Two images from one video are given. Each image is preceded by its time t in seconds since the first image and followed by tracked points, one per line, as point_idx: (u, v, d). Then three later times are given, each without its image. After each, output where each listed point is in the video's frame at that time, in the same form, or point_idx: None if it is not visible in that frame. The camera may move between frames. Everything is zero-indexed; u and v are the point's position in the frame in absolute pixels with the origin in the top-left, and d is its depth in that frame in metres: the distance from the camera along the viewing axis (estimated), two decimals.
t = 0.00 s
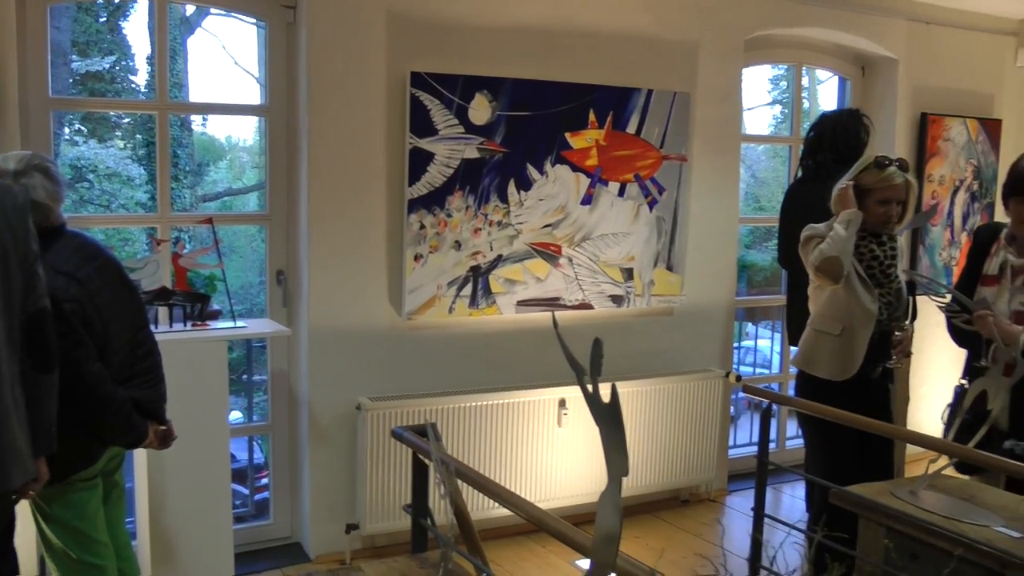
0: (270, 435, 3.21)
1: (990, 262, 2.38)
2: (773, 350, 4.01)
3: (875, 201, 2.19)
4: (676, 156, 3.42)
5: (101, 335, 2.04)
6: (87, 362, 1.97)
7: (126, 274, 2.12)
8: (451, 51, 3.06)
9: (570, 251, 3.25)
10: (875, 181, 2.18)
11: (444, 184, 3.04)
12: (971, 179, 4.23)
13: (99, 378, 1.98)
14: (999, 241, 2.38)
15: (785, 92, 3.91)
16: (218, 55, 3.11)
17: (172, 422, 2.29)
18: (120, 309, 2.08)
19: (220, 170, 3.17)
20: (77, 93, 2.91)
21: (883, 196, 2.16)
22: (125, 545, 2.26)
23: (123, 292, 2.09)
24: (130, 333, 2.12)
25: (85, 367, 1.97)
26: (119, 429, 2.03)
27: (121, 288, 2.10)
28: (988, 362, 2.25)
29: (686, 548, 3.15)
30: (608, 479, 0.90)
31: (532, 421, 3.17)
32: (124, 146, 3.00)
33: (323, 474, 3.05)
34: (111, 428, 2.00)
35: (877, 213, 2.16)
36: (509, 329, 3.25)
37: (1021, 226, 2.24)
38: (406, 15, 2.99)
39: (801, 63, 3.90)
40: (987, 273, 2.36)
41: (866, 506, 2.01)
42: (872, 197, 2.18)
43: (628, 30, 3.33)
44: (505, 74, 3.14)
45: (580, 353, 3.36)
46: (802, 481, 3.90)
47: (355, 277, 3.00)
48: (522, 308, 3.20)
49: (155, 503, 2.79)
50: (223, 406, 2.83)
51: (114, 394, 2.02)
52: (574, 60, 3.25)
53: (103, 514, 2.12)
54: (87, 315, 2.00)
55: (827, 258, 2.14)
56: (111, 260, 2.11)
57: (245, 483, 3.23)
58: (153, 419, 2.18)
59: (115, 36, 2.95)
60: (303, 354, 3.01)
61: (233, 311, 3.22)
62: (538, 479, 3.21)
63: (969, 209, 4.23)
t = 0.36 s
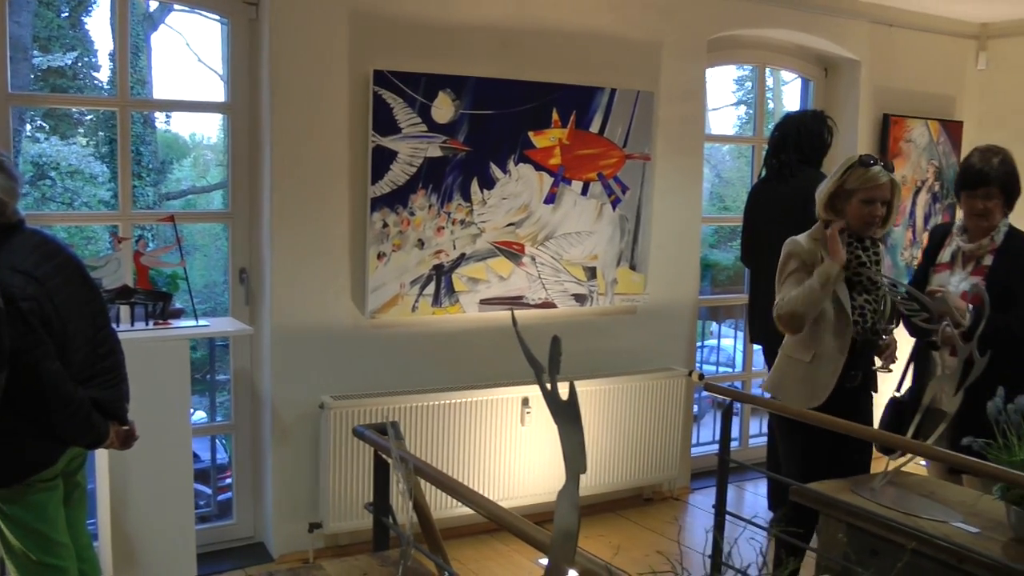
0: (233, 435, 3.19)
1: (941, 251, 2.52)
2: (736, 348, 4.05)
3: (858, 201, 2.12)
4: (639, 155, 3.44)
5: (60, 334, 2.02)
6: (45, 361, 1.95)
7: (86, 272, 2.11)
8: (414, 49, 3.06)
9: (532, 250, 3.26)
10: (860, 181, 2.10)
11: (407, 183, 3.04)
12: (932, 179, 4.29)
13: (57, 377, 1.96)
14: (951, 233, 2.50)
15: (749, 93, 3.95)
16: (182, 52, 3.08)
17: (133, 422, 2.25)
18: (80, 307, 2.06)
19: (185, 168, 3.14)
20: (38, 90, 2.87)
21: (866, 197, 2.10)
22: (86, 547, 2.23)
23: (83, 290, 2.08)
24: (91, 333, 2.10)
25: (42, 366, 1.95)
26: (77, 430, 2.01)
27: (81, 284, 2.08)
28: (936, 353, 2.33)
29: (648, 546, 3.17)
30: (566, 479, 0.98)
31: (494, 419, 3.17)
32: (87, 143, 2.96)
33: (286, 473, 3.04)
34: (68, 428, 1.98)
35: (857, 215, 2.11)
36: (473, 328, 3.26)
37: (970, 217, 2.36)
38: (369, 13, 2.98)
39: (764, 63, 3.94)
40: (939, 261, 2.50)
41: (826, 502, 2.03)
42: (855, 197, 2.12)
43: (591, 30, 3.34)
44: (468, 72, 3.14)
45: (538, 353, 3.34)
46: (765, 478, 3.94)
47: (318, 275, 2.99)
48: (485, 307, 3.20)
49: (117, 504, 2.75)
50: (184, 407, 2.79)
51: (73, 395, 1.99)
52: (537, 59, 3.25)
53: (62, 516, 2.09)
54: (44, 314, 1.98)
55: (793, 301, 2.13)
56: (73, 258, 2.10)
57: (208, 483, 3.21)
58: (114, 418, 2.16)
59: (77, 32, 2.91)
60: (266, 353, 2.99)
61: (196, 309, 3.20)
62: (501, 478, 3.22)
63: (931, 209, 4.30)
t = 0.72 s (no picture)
0: (200, 435, 3.17)
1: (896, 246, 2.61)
2: (704, 345, 4.08)
3: (845, 201, 2.09)
4: (606, 153, 3.45)
5: (25, 335, 2.02)
6: (9, 361, 1.94)
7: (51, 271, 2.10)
8: (381, 48, 3.05)
9: (500, 248, 3.27)
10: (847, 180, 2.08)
11: (374, 181, 3.04)
12: (897, 177, 4.35)
13: (21, 377, 1.95)
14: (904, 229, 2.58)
15: (717, 91, 3.97)
16: (149, 50, 3.06)
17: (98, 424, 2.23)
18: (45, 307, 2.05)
19: (152, 166, 3.13)
20: (3, 87, 2.83)
21: (853, 197, 2.07)
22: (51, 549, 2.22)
23: (48, 289, 2.07)
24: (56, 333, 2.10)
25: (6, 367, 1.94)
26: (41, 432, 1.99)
27: (46, 285, 2.07)
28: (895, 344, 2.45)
29: (615, 543, 3.19)
30: (528, 479, 0.97)
31: (462, 418, 3.18)
32: (54, 141, 2.93)
33: (254, 473, 3.03)
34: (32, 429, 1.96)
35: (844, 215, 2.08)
36: (441, 326, 3.26)
37: (922, 215, 2.43)
38: (335, 11, 2.97)
39: (732, 62, 3.97)
40: (892, 256, 2.59)
41: (791, 497, 1.99)
42: (842, 197, 2.09)
43: (559, 29, 3.36)
44: (435, 71, 3.15)
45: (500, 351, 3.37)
46: (732, 474, 3.98)
47: (284, 274, 2.99)
48: (452, 306, 3.21)
49: (83, 505, 2.72)
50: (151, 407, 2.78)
51: (36, 396, 1.98)
52: (504, 58, 3.26)
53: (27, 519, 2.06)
54: (9, 314, 1.97)
55: (785, 324, 2.11)
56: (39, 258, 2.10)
57: (176, 483, 3.19)
58: (79, 420, 2.14)
59: (43, 29, 2.87)
60: (233, 352, 2.98)
61: (163, 309, 3.18)
62: (469, 476, 3.22)
63: (897, 206, 4.35)
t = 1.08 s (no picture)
0: (172, 436, 3.16)
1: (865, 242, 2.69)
2: (676, 342, 4.11)
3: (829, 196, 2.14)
4: (577, 151, 3.47)
5: None
6: None
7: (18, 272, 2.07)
8: (351, 47, 3.05)
9: (471, 247, 3.28)
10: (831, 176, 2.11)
11: (345, 181, 3.04)
12: (868, 174, 4.40)
13: None
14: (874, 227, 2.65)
15: (689, 89, 4.00)
16: (119, 49, 3.04)
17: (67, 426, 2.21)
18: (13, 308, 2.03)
19: (124, 166, 3.11)
20: None
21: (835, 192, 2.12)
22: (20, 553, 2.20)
23: (15, 290, 2.05)
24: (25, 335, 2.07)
25: None
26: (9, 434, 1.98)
27: (12, 285, 2.05)
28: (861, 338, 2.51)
29: (588, 540, 3.21)
30: (495, 475, 0.97)
31: (433, 416, 3.19)
32: (23, 140, 2.91)
33: (225, 474, 3.02)
34: None
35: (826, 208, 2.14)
36: (413, 325, 3.27)
37: (890, 213, 2.48)
38: (305, 10, 2.97)
39: (702, 61, 4.00)
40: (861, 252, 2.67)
41: (760, 491, 2.02)
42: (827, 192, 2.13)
43: (529, 28, 3.37)
44: (405, 70, 3.15)
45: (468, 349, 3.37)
46: (704, 470, 4.02)
47: (255, 274, 2.98)
48: (424, 305, 3.22)
49: (53, 508, 2.70)
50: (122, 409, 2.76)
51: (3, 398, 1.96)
52: (475, 57, 3.27)
53: None
54: None
55: (789, 332, 2.12)
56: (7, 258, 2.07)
57: (148, 485, 3.18)
58: (47, 422, 2.12)
59: (12, 27, 2.85)
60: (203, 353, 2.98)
61: (134, 310, 3.16)
62: (441, 475, 3.23)
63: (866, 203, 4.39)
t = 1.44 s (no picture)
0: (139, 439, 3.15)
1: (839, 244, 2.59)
2: (643, 340, 4.14)
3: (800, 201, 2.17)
4: (542, 150, 3.49)
5: None
6: None
7: None
8: (317, 47, 3.05)
9: (436, 246, 3.29)
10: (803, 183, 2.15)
11: (310, 180, 3.04)
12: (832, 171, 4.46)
13: None
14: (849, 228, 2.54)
15: (655, 88, 4.03)
16: (84, 48, 3.02)
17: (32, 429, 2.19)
18: None
19: (90, 166, 3.09)
20: None
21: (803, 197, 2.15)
22: None
23: None
24: None
25: None
26: None
27: None
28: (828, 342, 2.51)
29: (556, 538, 3.24)
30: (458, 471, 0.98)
31: (399, 415, 3.20)
32: None
33: (192, 475, 3.02)
34: None
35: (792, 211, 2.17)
36: (379, 324, 3.28)
37: (864, 219, 2.37)
38: (269, 9, 2.96)
39: (668, 60, 4.03)
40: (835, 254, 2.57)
41: (725, 487, 2.04)
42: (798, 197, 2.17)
43: (495, 27, 3.39)
44: (371, 69, 3.15)
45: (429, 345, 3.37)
46: (671, 467, 4.06)
47: (221, 274, 2.97)
48: (390, 304, 3.22)
49: (17, 510, 2.68)
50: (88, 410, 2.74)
51: None
52: (441, 57, 3.28)
53: None
54: None
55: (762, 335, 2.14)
56: None
57: (114, 488, 3.16)
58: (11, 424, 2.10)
59: None
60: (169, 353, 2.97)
61: (100, 311, 3.14)
62: (406, 475, 3.24)
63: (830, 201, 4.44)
